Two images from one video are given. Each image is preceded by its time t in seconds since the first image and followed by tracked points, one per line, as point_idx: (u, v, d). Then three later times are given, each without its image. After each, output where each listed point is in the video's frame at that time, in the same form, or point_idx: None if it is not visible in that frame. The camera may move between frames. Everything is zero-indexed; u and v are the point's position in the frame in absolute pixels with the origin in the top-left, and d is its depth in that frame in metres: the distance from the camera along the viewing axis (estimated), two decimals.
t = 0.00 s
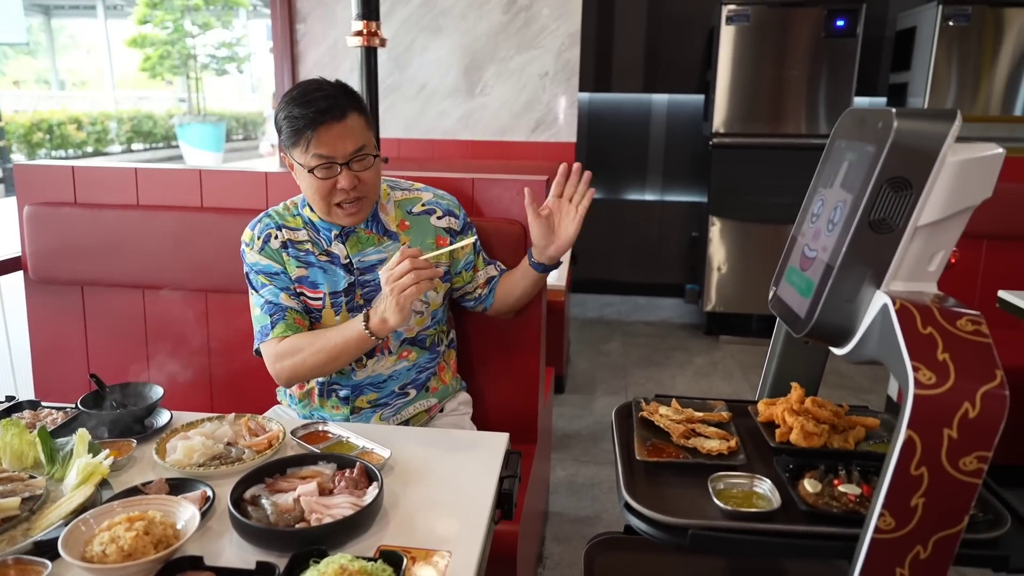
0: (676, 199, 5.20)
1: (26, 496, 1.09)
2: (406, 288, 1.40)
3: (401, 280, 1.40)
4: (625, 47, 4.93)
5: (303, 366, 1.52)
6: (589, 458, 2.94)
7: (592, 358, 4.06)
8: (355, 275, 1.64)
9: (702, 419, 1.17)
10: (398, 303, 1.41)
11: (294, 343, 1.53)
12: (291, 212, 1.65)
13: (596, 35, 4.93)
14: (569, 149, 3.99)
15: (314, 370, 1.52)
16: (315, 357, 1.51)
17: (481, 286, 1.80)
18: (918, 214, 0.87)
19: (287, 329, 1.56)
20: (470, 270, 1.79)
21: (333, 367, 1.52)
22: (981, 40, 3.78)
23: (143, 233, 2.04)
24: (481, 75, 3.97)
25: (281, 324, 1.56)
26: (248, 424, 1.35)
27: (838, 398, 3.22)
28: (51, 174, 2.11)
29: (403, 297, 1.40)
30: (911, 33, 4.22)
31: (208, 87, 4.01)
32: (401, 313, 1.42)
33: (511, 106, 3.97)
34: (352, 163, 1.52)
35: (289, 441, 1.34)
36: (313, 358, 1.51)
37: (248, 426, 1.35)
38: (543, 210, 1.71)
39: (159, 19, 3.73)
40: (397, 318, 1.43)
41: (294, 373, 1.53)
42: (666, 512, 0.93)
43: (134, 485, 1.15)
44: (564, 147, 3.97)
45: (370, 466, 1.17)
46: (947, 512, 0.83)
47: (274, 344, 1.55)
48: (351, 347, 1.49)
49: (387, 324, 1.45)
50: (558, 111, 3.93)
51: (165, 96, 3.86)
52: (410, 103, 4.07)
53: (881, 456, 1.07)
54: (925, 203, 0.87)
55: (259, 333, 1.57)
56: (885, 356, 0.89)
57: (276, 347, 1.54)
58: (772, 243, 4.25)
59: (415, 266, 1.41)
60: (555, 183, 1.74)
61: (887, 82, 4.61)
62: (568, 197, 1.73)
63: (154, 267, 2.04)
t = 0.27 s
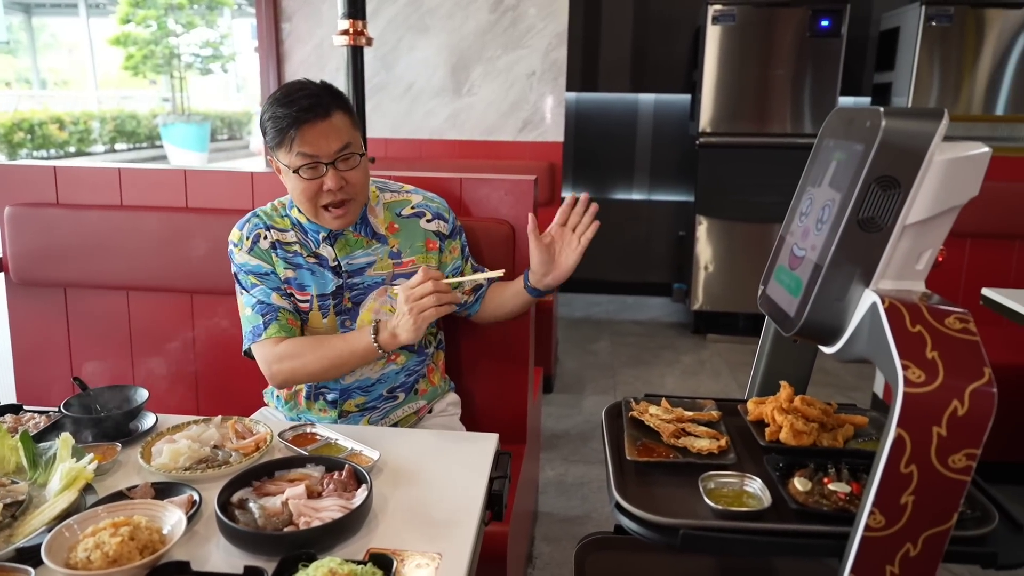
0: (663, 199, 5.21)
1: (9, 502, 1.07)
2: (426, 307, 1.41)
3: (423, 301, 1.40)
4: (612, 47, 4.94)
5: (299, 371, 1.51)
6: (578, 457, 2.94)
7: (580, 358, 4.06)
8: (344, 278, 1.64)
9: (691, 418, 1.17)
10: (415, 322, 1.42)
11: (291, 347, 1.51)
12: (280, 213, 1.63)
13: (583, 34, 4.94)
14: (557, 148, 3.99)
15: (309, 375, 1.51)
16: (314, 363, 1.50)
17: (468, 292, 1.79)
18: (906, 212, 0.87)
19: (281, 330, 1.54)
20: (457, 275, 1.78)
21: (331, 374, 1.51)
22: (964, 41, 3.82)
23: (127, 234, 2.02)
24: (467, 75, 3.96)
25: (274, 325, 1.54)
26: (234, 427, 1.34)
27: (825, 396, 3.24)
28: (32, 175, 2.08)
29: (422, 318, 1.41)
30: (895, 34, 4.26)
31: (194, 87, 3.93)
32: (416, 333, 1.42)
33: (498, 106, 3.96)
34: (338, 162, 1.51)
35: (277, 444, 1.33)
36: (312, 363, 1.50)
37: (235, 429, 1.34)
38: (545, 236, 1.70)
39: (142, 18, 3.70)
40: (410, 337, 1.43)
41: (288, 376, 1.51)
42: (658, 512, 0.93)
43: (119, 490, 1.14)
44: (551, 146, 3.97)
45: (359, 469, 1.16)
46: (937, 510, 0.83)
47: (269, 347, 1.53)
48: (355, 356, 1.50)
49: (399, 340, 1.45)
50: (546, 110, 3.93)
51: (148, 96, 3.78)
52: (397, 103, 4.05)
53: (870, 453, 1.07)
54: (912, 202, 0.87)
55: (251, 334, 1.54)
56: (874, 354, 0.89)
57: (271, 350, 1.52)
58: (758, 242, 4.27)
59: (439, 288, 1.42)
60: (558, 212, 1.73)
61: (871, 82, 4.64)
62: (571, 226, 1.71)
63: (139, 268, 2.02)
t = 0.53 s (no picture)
0: (650, 198, 5.22)
1: None
2: (419, 326, 1.40)
3: (418, 318, 1.40)
4: (599, 46, 4.95)
5: (285, 378, 1.50)
6: (567, 457, 2.94)
7: (569, 357, 4.07)
8: (334, 282, 1.62)
9: (681, 417, 1.17)
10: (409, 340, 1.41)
11: (282, 352, 1.51)
12: (272, 213, 1.62)
13: (570, 33, 4.94)
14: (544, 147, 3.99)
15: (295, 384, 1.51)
16: (301, 372, 1.49)
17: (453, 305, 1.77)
18: (893, 211, 0.87)
19: (267, 335, 1.53)
20: (447, 286, 1.76)
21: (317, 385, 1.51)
22: (947, 41, 3.85)
23: (111, 234, 2.00)
24: (455, 74, 3.95)
25: (261, 329, 1.53)
26: (221, 429, 1.33)
27: (813, 394, 3.25)
28: (14, 175, 2.05)
29: (416, 336, 1.40)
30: (879, 34, 4.28)
31: (178, 86, 4.07)
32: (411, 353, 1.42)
33: (485, 105, 3.96)
34: (328, 169, 1.49)
35: (264, 446, 1.32)
36: (300, 372, 1.49)
37: (221, 431, 1.32)
38: (544, 285, 1.61)
39: (125, 17, 3.90)
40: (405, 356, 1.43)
41: (274, 383, 1.50)
42: (648, 511, 0.93)
43: (103, 493, 1.12)
44: (539, 146, 3.96)
45: (347, 470, 1.15)
46: (925, 508, 0.83)
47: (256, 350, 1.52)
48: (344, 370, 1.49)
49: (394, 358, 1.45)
50: (533, 110, 3.92)
51: (133, 95, 4.09)
52: (384, 102, 4.03)
53: (859, 451, 1.08)
54: (899, 201, 0.87)
55: (237, 336, 1.53)
56: (863, 353, 0.89)
57: (258, 354, 1.51)
58: (745, 241, 4.28)
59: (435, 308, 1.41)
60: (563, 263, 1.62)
61: (856, 82, 4.67)
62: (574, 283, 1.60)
63: (123, 269, 2.01)
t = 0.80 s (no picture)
0: (640, 198, 5.22)
1: None
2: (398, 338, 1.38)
3: (397, 330, 1.38)
4: (588, 46, 4.95)
5: (274, 381, 1.50)
6: (557, 457, 2.93)
7: (559, 357, 4.06)
8: (328, 284, 1.61)
9: (671, 416, 1.17)
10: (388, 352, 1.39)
11: (268, 356, 1.50)
12: (268, 212, 1.60)
13: (559, 32, 4.94)
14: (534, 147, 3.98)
15: (283, 387, 1.50)
16: (288, 375, 1.49)
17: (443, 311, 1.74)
18: (881, 210, 0.88)
19: (258, 337, 1.53)
20: (438, 291, 1.73)
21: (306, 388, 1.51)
22: (933, 41, 3.87)
23: (97, 235, 1.98)
24: (444, 74, 3.94)
25: (251, 331, 1.53)
26: (208, 431, 1.31)
27: (802, 393, 3.27)
28: None
29: (395, 347, 1.38)
30: (866, 34, 4.31)
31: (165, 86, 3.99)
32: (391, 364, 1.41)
33: (474, 105, 3.95)
34: (321, 161, 1.47)
35: (251, 448, 1.30)
36: (288, 376, 1.49)
37: (208, 433, 1.31)
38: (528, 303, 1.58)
39: (111, 15, 3.80)
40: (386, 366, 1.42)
41: (262, 386, 1.50)
42: (640, 511, 0.93)
43: (88, 497, 1.11)
44: (528, 145, 3.96)
45: (336, 471, 1.14)
46: (914, 507, 0.83)
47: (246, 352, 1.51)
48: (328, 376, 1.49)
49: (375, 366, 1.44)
50: (522, 109, 3.92)
51: (119, 95, 4.04)
52: (372, 101, 4.02)
53: (848, 449, 1.08)
54: (887, 200, 0.88)
55: (229, 337, 1.53)
56: (852, 351, 0.89)
57: (247, 356, 1.51)
58: (735, 240, 4.29)
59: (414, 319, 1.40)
60: (553, 284, 1.57)
61: (843, 82, 4.69)
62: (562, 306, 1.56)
63: (109, 270, 1.99)
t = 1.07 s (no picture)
0: (633, 197, 5.22)
1: None
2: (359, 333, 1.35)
3: (356, 326, 1.35)
4: (580, 46, 4.95)
5: (256, 382, 1.49)
6: (551, 457, 2.93)
7: (552, 357, 4.06)
8: (319, 286, 1.60)
9: (664, 417, 1.17)
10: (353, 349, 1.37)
11: (250, 357, 1.50)
12: (263, 212, 1.60)
13: (552, 32, 4.94)
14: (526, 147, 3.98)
15: (265, 387, 1.50)
16: (269, 376, 1.48)
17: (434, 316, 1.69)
18: (873, 209, 0.88)
19: (243, 338, 1.52)
20: (429, 295, 1.70)
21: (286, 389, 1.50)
22: (923, 41, 3.89)
23: (87, 235, 1.97)
24: (436, 74, 3.93)
25: (237, 332, 1.52)
26: (199, 433, 1.30)
27: (794, 392, 3.27)
28: None
29: (357, 344, 1.35)
30: (857, 34, 4.32)
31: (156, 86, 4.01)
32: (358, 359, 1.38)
33: (467, 105, 3.94)
34: (313, 160, 1.47)
35: (242, 450, 1.30)
36: (268, 375, 1.48)
37: (199, 435, 1.30)
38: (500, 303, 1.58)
39: (102, 14, 3.81)
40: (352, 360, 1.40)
41: (243, 387, 1.51)
42: (632, 512, 0.92)
43: (77, 501, 1.10)
44: (521, 145, 3.96)
45: (327, 473, 1.14)
46: (906, 507, 0.83)
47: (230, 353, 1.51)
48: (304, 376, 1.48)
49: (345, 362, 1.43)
50: (515, 109, 3.91)
51: (110, 95, 4.02)
52: (365, 101, 4.00)
53: (840, 449, 1.08)
54: (879, 199, 0.88)
55: (216, 338, 1.52)
56: (844, 351, 0.89)
57: (232, 356, 1.50)
58: (727, 240, 4.30)
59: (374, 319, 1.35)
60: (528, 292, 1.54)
61: (835, 81, 4.70)
62: (488, 289, 1.50)
63: (99, 271, 1.98)
